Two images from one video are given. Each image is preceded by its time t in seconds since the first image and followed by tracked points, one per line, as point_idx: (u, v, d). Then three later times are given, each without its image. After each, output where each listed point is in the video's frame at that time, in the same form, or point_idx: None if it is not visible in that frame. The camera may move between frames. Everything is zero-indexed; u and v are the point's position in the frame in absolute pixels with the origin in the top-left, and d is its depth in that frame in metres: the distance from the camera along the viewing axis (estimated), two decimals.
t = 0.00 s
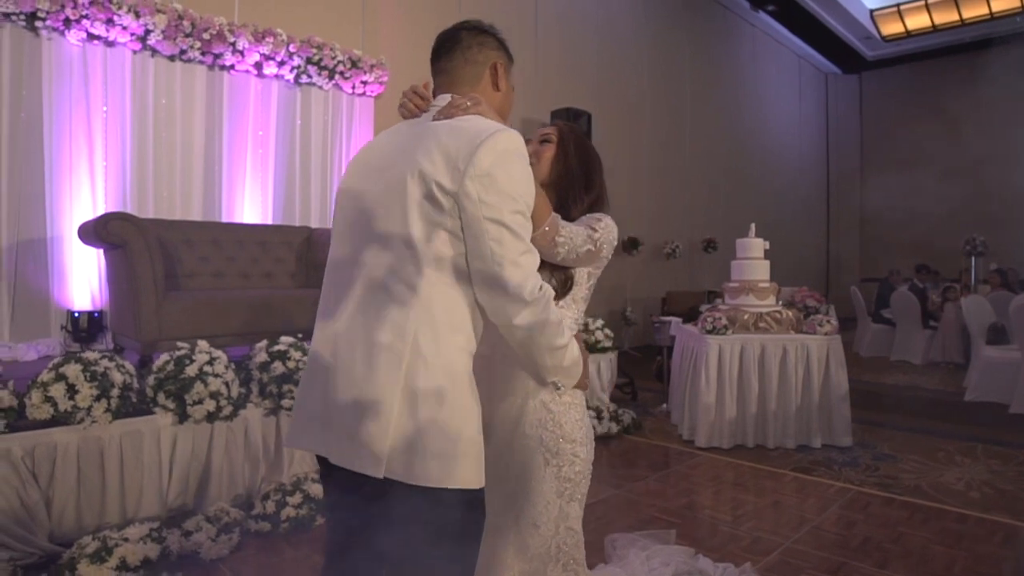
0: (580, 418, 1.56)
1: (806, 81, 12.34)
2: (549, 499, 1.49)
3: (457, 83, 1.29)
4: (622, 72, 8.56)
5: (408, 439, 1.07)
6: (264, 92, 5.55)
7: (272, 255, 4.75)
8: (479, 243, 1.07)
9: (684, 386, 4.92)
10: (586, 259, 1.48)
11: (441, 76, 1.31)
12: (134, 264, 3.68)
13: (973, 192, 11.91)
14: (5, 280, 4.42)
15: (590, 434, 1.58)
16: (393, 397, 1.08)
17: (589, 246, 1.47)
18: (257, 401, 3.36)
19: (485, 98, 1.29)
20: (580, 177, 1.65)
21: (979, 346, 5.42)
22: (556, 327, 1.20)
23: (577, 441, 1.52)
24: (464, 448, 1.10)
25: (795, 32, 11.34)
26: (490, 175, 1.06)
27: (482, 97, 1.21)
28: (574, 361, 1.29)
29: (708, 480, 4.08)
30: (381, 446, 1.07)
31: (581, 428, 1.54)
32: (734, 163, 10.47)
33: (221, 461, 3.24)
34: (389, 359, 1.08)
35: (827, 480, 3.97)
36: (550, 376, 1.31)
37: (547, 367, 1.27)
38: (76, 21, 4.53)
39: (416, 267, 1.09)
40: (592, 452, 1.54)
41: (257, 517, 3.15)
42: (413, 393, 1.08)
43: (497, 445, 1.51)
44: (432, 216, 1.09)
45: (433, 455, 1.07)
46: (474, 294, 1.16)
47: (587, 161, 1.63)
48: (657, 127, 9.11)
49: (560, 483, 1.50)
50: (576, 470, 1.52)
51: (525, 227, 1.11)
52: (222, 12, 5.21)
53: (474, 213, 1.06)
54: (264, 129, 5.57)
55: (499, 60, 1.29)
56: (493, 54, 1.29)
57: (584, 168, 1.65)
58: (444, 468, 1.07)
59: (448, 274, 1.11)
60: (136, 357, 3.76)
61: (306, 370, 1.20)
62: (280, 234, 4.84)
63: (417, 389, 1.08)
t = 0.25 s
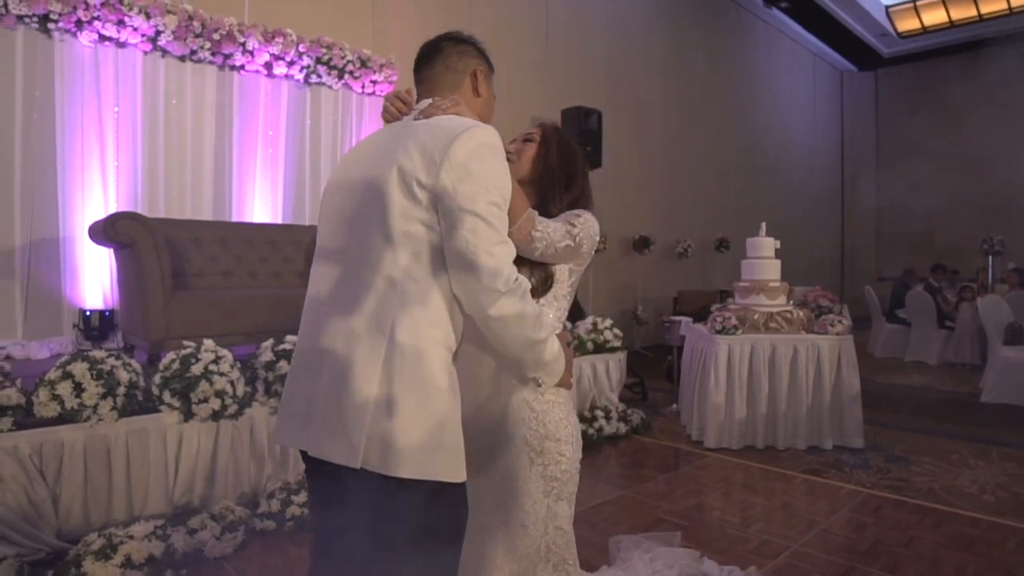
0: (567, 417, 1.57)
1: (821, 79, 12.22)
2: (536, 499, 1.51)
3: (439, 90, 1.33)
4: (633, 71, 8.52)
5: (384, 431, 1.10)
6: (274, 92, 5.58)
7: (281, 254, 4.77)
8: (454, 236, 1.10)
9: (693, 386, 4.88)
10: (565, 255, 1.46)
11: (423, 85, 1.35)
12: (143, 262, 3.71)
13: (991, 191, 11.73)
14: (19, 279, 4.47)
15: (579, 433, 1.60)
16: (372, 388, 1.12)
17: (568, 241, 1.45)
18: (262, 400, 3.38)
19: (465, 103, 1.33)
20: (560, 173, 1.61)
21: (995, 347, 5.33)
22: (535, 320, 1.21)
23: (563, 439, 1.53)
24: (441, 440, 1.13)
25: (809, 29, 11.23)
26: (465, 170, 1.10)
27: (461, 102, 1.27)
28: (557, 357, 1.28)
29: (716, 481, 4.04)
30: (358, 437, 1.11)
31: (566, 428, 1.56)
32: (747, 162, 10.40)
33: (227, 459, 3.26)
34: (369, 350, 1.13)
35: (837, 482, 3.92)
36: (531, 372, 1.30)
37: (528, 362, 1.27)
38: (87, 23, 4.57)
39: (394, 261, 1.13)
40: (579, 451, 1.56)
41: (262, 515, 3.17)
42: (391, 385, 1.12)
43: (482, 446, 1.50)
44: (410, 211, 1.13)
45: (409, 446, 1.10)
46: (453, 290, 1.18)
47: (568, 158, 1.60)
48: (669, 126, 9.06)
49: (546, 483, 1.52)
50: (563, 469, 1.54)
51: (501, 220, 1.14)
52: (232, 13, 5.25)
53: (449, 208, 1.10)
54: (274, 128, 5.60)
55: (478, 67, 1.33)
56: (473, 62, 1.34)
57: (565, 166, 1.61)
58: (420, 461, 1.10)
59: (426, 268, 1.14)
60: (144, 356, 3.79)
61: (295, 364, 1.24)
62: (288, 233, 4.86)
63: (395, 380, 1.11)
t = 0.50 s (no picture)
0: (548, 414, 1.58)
1: (841, 75, 12.05)
2: (518, 497, 1.56)
3: (423, 94, 1.52)
4: (648, 69, 8.46)
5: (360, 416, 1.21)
6: (288, 92, 5.62)
7: (293, 253, 4.79)
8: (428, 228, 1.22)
9: (707, 387, 4.83)
10: (541, 253, 1.50)
11: (412, 94, 1.55)
12: (155, 261, 3.74)
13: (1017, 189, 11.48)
14: (37, 278, 4.54)
15: (561, 430, 1.61)
16: (350, 379, 1.23)
17: (544, 239, 1.49)
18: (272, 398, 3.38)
19: (447, 105, 1.51)
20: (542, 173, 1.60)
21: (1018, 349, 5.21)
22: (507, 311, 1.32)
23: (543, 437, 1.54)
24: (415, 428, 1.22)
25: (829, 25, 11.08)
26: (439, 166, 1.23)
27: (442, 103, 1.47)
28: (531, 350, 1.41)
29: (728, 483, 4.00)
30: (338, 423, 1.22)
31: (548, 424, 1.56)
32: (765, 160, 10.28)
33: (236, 458, 3.28)
34: (345, 343, 1.24)
35: (852, 486, 3.86)
36: (506, 365, 1.42)
37: (502, 353, 1.37)
38: (104, 25, 4.62)
39: (373, 251, 1.24)
40: (561, 449, 1.57)
41: (270, 513, 3.20)
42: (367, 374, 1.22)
43: (466, 444, 1.56)
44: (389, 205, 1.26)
45: (382, 438, 1.19)
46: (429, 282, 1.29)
47: (549, 158, 1.58)
48: (686, 124, 8.98)
49: (529, 480, 1.56)
50: (546, 465, 1.57)
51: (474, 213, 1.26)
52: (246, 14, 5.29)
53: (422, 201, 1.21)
54: (288, 129, 5.63)
55: (460, 78, 1.53)
56: (456, 71, 1.53)
57: (548, 166, 1.59)
58: (395, 446, 1.20)
59: (402, 261, 1.26)
60: (157, 354, 3.83)
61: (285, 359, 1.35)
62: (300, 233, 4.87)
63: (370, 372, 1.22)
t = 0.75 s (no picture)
0: (534, 408, 1.67)
1: (860, 73, 11.89)
2: (504, 495, 1.62)
3: (417, 97, 1.71)
4: (663, 67, 8.40)
5: (349, 398, 1.38)
6: (301, 91, 5.65)
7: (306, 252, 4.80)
8: (415, 222, 1.35)
9: (720, 387, 4.78)
10: (526, 250, 1.62)
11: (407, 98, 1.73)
12: (167, 259, 3.77)
13: None
14: (55, 276, 4.61)
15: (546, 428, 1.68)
16: (338, 368, 1.39)
17: (528, 237, 1.60)
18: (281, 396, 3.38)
19: (438, 106, 1.68)
20: (529, 170, 1.70)
21: None
22: (490, 305, 1.42)
23: (526, 432, 1.62)
24: (398, 414, 1.37)
25: (848, 21, 10.94)
26: (424, 164, 1.36)
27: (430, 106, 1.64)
28: (514, 346, 1.50)
29: (740, 484, 3.96)
30: (325, 414, 1.38)
31: (531, 418, 1.65)
32: (782, 159, 10.18)
33: (246, 455, 3.31)
34: (335, 330, 1.39)
35: (866, 488, 3.80)
36: (489, 362, 1.50)
37: (486, 350, 1.47)
38: (119, 27, 4.67)
39: (361, 244, 1.40)
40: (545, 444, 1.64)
41: (279, 511, 3.21)
42: (354, 361, 1.38)
43: (454, 441, 1.66)
44: (379, 202, 1.41)
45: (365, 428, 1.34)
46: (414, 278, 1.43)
47: (535, 158, 1.69)
48: (701, 123, 8.91)
49: (515, 476, 1.63)
50: (531, 460, 1.63)
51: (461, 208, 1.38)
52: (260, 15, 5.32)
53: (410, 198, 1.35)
54: (301, 128, 5.66)
55: (450, 81, 1.72)
56: (446, 77, 1.71)
57: (535, 164, 1.70)
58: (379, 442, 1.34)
59: (389, 253, 1.41)
60: (169, 352, 3.86)
61: (279, 350, 1.50)
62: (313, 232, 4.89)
63: (358, 360, 1.37)
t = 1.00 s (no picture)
0: (524, 403, 1.76)
1: (884, 68, 11.68)
2: (495, 487, 1.71)
3: (417, 97, 1.81)
4: (681, 64, 8.31)
5: (341, 385, 1.46)
6: (318, 91, 5.67)
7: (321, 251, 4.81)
8: (407, 215, 1.48)
9: (736, 387, 4.71)
10: (518, 246, 1.75)
11: (405, 96, 1.83)
12: (177, 258, 3.89)
13: None
14: (76, 276, 4.67)
15: (537, 427, 1.79)
16: (330, 357, 1.47)
17: (519, 234, 1.74)
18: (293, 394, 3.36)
19: (437, 107, 1.79)
20: (522, 167, 1.87)
21: None
22: (478, 299, 1.54)
23: (515, 427, 1.72)
24: (389, 400, 1.46)
25: (871, 17, 10.76)
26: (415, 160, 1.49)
27: (428, 107, 1.75)
28: (502, 341, 1.62)
29: (755, 485, 3.91)
30: (317, 406, 1.46)
31: (522, 414, 1.74)
32: (803, 156, 10.05)
33: (260, 453, 3.38)
34: (327, 321, 1.48)
35: (886, 491, 3.72)
36: (479, 355, 1.63)
37: (475, 344, 1.59)
38: (138, 28, 4.73)
39: (355, 238, 1.52)
40: (534, 439, 1.75)
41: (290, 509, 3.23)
42: (346, 350, 1.47)
43: (445, 438, 1.78)
44: (373, 198, 1.54)
45: (357, 419, 1.42)
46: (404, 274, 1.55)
47: (527, 157, 1.86)
48: (720, 120, 8.82)
49: (505, 471, 1.72)
50: (520, 456, 1.74)
51: (452, 202, 1.50)
52: (276, 15, 5.36)
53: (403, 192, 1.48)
54: (317, 127, 5.69)
55: (449, 82, 1.82)
56: (444, 77, 1.81)
57: (527, 162, 1.87)
58: (368, 432, 1.42)
59: (381, 248, 1.53)
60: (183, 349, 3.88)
61: (275, 345, 1.59)
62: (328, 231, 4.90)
63: (350, 349, 1.47)
